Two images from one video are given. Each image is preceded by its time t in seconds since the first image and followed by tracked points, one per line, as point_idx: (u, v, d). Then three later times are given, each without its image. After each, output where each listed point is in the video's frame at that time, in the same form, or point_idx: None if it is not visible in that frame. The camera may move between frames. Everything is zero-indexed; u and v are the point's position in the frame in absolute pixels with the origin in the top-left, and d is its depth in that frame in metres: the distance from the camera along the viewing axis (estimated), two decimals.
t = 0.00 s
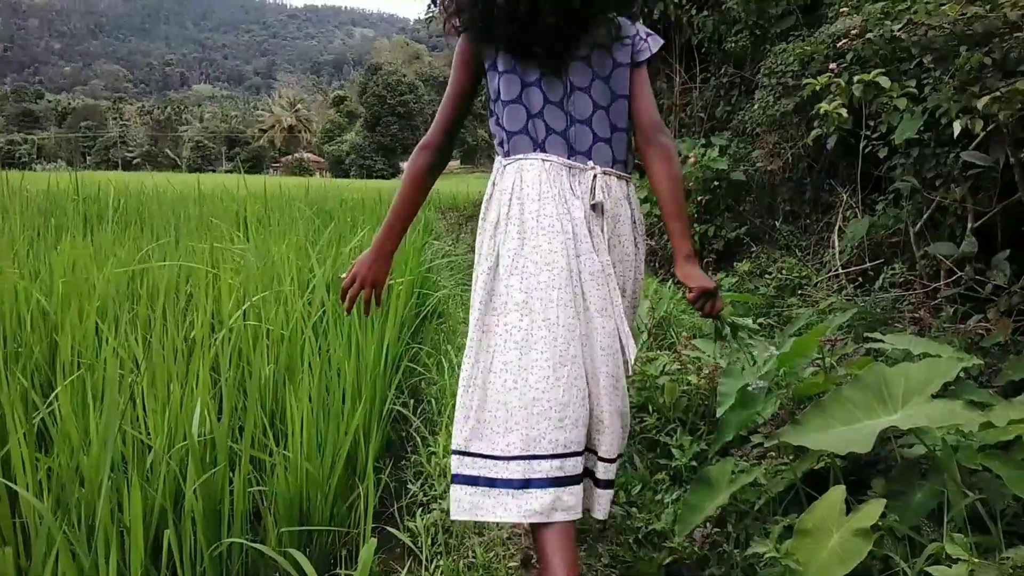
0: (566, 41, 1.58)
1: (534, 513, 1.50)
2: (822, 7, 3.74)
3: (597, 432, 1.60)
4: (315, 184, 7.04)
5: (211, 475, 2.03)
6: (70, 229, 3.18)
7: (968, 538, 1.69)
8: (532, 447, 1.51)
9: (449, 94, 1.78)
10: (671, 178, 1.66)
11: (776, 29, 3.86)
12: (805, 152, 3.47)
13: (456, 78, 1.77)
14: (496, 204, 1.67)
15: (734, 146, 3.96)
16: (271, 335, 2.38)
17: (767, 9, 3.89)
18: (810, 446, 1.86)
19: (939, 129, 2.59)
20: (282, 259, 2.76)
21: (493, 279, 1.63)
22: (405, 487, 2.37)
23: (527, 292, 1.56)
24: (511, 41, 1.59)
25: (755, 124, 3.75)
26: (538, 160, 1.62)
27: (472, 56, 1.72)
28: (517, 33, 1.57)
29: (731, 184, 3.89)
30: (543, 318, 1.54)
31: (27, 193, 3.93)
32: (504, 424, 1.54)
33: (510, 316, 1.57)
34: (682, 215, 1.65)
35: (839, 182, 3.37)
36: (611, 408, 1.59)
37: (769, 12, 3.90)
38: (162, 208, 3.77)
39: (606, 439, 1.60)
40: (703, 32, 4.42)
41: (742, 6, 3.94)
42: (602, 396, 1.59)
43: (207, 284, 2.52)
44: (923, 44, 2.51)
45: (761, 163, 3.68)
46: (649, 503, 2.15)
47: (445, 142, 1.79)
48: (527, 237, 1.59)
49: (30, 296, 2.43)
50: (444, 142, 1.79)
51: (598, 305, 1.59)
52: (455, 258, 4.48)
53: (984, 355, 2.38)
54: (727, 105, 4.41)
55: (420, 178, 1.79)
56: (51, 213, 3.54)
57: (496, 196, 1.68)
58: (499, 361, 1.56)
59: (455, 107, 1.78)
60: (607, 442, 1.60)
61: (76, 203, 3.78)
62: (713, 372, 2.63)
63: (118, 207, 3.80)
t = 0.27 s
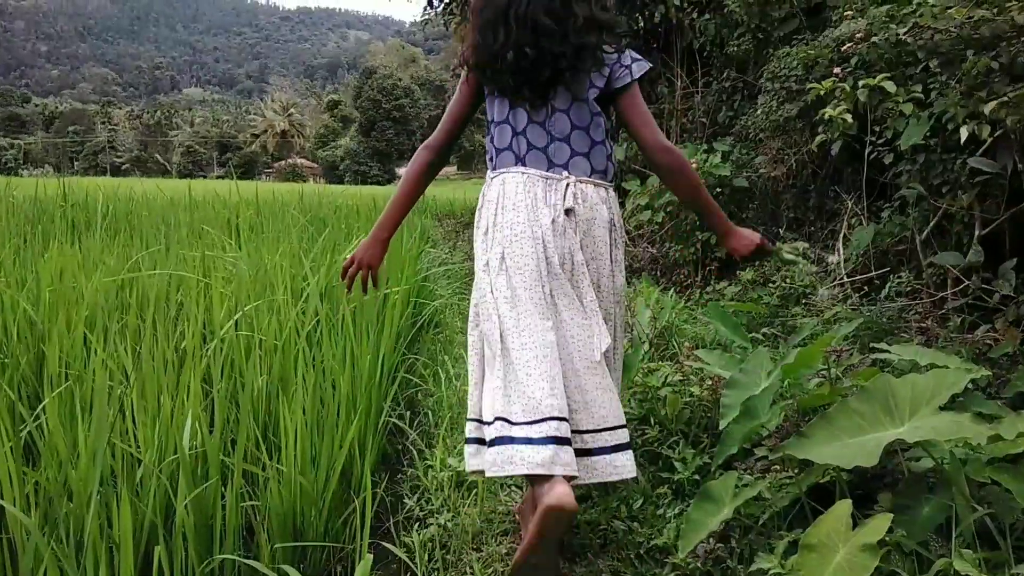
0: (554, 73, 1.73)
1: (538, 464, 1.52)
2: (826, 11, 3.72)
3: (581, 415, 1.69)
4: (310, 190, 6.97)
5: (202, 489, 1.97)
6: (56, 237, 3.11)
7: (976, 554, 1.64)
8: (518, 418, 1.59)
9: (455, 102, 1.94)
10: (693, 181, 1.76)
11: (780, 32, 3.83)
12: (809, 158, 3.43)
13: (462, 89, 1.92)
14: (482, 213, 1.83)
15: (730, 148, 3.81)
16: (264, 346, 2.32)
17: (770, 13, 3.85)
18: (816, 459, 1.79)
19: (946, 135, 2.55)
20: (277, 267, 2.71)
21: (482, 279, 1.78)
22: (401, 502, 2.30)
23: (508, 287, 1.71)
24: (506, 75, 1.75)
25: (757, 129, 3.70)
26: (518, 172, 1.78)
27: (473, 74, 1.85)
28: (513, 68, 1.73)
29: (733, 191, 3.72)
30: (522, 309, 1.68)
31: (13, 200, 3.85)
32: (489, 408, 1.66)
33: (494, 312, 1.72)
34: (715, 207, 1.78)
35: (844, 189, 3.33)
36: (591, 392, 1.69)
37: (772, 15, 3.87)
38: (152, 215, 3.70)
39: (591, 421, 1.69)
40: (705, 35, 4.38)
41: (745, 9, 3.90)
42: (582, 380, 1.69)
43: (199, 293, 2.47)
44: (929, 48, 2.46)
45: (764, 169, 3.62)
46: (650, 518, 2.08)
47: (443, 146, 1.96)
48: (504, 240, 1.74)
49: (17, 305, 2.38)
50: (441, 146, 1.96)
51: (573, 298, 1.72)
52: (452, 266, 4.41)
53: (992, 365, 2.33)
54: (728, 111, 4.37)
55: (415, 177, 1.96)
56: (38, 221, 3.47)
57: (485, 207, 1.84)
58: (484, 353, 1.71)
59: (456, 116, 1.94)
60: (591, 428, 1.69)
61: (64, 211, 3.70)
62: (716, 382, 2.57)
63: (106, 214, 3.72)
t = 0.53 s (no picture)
0: (561, 37, 1.88)
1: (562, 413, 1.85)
2: (834, 13, 3.67)
3: (555, 360, 1.86)
4: (308, 195, 6.90)
5: (193, 504, 1.91)
6: (43, 244, 3.05)
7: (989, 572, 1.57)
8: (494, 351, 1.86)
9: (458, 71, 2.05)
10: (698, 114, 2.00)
11: (786, 35, 3.79)
12: (815, 164, 3.38)
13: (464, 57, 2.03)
14: (487, 175, 2.03)
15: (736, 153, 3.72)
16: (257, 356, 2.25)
17: (776, 14, 3.81)
18: (826, 473, 1.72)
19: (956, 141, 2.51)
20: (272, 273, 2.65)
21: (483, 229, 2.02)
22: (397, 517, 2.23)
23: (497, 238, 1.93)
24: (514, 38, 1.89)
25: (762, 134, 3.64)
26: (519, 140, 1.95)
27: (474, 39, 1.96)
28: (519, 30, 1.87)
29: (738, 198, 3.66)
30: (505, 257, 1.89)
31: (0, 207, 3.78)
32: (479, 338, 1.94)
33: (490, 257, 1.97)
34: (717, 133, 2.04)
35: (851, 196, 3.28)
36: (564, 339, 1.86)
37: (777, 17, 3.81)
38: (147, 221, 3.65)
39: (570, 361, 1.86)
40: (709, 38, 4.34)
41: (750, 11, 3.84)
42: (554, 328, 1.87)
43: (190, 301, 2.41)
44: (939, 51, 2.47)
45: (770, 175, 3.57)
46: (652, 532, 2.01)
47: (447, 115, 2.08)
48: (497, 201, 1.95)
49: (4, 315, 2.31)
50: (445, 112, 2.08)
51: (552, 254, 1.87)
52: (451, 274, 4.35)
53: (1004, 376, 2.27)
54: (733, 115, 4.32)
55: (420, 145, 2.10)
56: (26, 228, 3.40)
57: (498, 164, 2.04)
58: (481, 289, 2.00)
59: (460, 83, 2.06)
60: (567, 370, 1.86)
61: (53, 219, 3.63)
62: (721, 395, 2.49)
63: (97, 222, 3.66)
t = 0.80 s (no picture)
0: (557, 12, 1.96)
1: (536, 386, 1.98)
2: (841, 14, 3.64)
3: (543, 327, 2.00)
4: (305, 199, 6.87)
5: (187, 516, 1.86)
6: (37, 250, 3.00)
7: None
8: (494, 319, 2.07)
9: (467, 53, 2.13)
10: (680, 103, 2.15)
11: (792, 37, 3.74)
12: (822, 168, 3.35)
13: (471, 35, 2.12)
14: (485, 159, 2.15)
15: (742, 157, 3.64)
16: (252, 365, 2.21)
17: (782, 16, 3.75)
18: (834, 484, 1.67)
19: (966, 145, 2.48)
20: (268, 279, 2.60)
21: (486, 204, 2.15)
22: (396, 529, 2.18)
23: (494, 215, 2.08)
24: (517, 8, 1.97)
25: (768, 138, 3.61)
26: (514, 127, 2.07)
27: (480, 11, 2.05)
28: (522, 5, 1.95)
29: (744, 203, 3.59)
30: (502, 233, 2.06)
31: None
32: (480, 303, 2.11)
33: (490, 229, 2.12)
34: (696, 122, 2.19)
35: (858, 201, 3.24)
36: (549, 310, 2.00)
37: (783, 19, 3.77)
38: (142, 227, 3.60)
39: (541, 342, 1.99)
40: (715, 39, 4.31)
41: (755, 13, 3.79)
42: (543, 301, 2.00)
43: (184, 309, 2.36)
44: (948, 54, 2.47)
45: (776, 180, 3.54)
46: (657, 544, 1.96)
47: (455, 107, 2.14)
48: (492, 185, 2.09)
49: None
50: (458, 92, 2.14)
51: (540, 231, 2.01)
52: (451, 281, 4.30)
53: (1016, 384, 2.23)
54: (738, 118, 4.28)
55: (435, 129, 2.13)
56: (20, 234, 3.36)
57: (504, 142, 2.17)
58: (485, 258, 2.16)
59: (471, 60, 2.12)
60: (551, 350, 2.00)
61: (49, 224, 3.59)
62: (727, 404, 2.40)
63: (92, 227, 3.61)
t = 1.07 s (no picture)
0: (547, 58, 2.01)
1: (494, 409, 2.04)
2: (848, 14, 3.59)
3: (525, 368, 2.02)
4: (303, 201, 6.82)
5: (177, 527, 1.81)
6: (25, 254, 2.94)
7: None
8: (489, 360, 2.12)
9: (465, 99, 2.09)
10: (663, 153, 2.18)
11: (798, 37, 3.68)
12: (828, 172, 3.30)
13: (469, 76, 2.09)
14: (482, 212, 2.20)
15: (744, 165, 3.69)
16: (244, 372, 2.15)
17: (787, 16, 3.70)
18: (841, 494, 1.62)
19: (975, 148, 2.45)
20: (261, 284, 2.55)
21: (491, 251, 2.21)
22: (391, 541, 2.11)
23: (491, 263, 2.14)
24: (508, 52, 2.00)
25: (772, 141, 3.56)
26: (506, 180, 2.11)
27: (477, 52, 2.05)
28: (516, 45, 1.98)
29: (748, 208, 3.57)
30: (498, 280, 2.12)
31: None
32: (482, 347, 2.17)
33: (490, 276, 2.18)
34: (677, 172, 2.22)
35: (864, 206, 3.19)
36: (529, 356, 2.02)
37: (788, 19, 3.72)
38: (136, 231, 3.54)
39: (505, 378, 2.03)
40: (718, 40, 4.25)
41: (760, 13, 3.74)
42: (525, 346, 2.02)
43: (175, 316, 2.31)
44: (956, 56, 2.46)
45: (781, 183, 3.49)
46: (658, 556, 1.89)
47: (448, 161, 2.10)
48: (486, 237, 2.14)
49: None
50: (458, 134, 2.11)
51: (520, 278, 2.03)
52: (449, 286, 4.25)
53: None
54: (742, 120, 4.24)
55: (432, 172, 2.09)
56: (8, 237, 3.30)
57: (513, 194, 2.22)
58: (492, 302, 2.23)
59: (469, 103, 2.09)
60: (516, 381, 2.02)
61: (38, 229, 3.53)
62: (730, 413, 2.37)
63: (81, 231, 3.55)
